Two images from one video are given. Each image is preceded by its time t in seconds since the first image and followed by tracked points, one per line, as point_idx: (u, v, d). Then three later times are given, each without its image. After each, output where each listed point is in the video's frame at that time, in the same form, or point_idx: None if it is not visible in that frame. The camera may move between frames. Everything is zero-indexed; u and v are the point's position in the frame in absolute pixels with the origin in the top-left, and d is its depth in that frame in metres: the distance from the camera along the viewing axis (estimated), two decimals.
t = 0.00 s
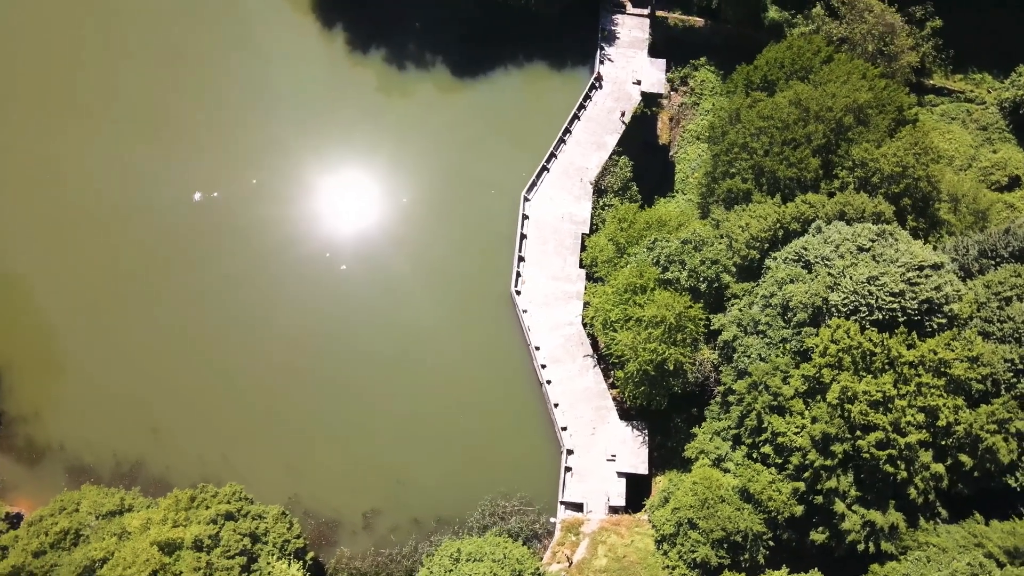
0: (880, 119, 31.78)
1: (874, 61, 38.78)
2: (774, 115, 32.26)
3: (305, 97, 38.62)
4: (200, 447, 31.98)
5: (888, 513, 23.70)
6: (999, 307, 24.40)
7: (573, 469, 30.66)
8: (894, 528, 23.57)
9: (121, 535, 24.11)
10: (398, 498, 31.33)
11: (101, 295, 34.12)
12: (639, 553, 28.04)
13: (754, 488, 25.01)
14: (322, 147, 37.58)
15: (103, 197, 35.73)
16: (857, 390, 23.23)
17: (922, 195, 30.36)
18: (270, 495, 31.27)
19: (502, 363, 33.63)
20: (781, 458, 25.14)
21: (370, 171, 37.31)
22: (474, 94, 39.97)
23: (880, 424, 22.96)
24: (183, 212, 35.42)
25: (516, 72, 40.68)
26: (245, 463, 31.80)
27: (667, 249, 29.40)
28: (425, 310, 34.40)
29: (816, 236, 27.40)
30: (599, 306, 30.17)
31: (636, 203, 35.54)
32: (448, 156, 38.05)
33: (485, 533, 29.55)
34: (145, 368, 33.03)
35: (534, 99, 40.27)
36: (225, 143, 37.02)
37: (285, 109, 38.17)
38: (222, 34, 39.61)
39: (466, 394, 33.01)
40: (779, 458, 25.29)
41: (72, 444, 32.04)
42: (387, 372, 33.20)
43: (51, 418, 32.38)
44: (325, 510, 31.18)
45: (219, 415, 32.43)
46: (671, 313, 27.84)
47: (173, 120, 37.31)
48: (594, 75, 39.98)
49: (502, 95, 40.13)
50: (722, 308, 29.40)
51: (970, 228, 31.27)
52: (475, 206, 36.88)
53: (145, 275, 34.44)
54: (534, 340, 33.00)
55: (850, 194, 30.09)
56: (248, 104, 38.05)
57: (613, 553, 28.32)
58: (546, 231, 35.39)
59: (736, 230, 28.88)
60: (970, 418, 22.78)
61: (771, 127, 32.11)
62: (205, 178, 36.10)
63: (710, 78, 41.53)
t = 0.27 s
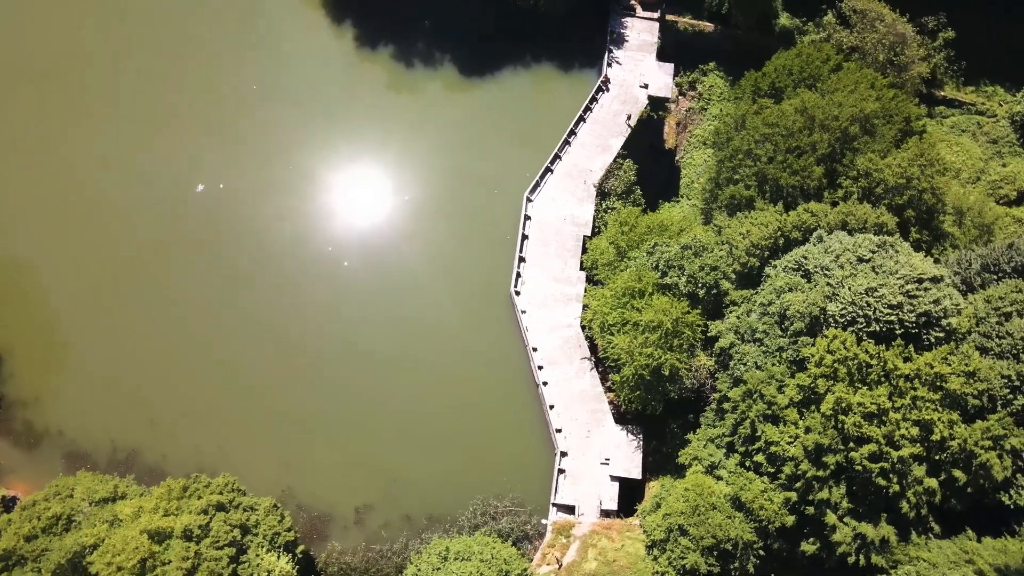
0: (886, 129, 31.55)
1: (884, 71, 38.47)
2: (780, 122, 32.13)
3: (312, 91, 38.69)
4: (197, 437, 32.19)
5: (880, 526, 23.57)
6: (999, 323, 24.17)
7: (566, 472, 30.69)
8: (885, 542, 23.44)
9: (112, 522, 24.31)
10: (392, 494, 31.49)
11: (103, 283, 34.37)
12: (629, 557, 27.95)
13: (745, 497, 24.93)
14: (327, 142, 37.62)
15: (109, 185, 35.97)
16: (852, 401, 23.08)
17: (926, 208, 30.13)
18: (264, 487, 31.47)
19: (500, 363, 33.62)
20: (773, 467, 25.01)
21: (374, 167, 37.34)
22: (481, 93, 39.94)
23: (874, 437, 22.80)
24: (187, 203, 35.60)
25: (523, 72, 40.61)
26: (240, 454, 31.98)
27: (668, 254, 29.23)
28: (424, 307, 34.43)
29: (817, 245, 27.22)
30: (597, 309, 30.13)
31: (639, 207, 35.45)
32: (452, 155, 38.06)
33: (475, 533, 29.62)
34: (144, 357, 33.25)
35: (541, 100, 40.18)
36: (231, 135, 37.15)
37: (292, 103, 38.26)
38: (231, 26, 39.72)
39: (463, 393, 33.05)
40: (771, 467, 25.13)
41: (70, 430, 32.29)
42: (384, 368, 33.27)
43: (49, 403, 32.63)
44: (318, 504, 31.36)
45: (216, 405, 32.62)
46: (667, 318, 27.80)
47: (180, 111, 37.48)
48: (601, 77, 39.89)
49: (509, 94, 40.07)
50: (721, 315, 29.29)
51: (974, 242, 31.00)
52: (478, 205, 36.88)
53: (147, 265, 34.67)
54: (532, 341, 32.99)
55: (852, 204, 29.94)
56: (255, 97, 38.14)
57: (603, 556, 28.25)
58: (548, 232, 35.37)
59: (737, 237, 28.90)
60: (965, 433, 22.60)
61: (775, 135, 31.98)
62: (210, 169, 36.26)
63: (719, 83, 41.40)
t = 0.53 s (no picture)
0: (892, 140, 31.34)
1: (892, 82, 38.22)
2: (784, 129, 32.03)
3: (319, 87, 38.79)
4: (193, 427, 32.38)
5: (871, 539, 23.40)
6: (998, 338, 23.91)
7: (559, 474, 30.66)
8: (876, 555, 23.23)
9: (104, 510, 24.42)
10: (385, 491, 31.60)
11: (106, 272, 34.62)
12: (619, 561, 27.87)
13: (737, 505, 24.80)
14: (332, 137, 37.68)
15: (115, 175, 36.22)
16: (846, 412, 22.96)
17: (929, 220, 29.88)
18: (258, 479, 31.63)
19: (498, 363, 33.65)
20: (766, 476, 24.88)
21: (378, 164, 37.38)
22: (487, 92, 39.94)
23: (867, 449, 22.64)
24: (192, 195, 35.82)
25: (531, 72, 40.59)
26: (236, 446, 32.14)
27: (667, 259, 29.22)
28: (423, 305, 34.47)
29: (817, 254, 27.04)
30: (594, 312, 30.10)
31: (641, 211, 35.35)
32: (457, 153, 38.08)
33: (465, 531, 29.72)
34: (145, 346, 33.47)
35: (547, 101, 40.15)
36: (238, 128, 37.33)
37: (298, 97, 38.36)
38: (242, 20, 39.89)
39: (459, 392, 33.10)
40: (764, 476, 25.05)
41: (68, 417, 32.53)
42: (382, 365, 33.35)
43: (49, 389, 32.89)
44: (312, 498, 31.49)
45: (214, 397, 32.79)
46: (665, 323, 27.58)
47: (188, 103, 37.70)
48: (608, 80, 39.82)
49: (516, 95, 40.05)
50: (719, 321, 29.19)
51: (979, 255, 30.68)
52: (481, 205, 36.88)
53: (151, 254, 34.91)
54: (530, 342, 32.98)
55: (855, 214, 29.79)
56: (262, 91, 38.29)
57: (593, 560, 28.20)
58: (549, 234, 35.34)
59: (738, 244, 28.69)
60: (959, 448, 22.41)
61: (779, 142, 31.89)
62: (216, 162, 36.46)
63: (727, 89, 40.94)
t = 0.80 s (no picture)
0: (897, 150, 31.11)
1: (901, 92, 37.93)
2: (789, 137, 31.88)
3: (326, 82, 38.88)
4: (190, 418, 32.54)
5: (862, 552, 23.24)
6: (995, 354, 23.71)
7: (552, 475, 30.62)
8: (866, 568, 23.05)
9: (97, 497, 24.61)
10: (378, 487, 31.69)
11: (109, 260, 34.83)
12: (608, 565, 27.99)
13: (729, 513, 24.67)
14: (337, 132, 37.72)
15: (121, 165, 36.45)
16: (839, 423, 22.83)
17: (932, 232, 29.69)
18: (252, 471, 31.77)
19: (495, 363, 33.65)
20: (758, 484, 24.79)
21: (382, 161, 37.41)
22: (493, 92, 39.90)
23: (860, 461, 22.50)
24: (196, 186, 36.01)
25: (538, 73, 40.53)
26: (230, 437, 32.31)
27: (667, 264, 29.17)
28: (422, 303, 34.48)
29: (816, 264, 26.90)
30: (592, 315, 30.06)
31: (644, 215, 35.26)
32: (461, 152, 38.08)
33: (456, 530, 29.65)
34: (144, 335, 33.66)
35: (553, 102, 40.06)
36: (244, 121, 37.47)
37: (305, 92, 38.47)
38: (252, 14, 40.06)
39: (455, 391, 33.13)
40: (755, 484, 24.96)
41: (67, 403, 32.75)
42: (379, 361, 33.42)
43: (49, 375, 33.13)
44: (305, 492, 31.61)
45: (211, 388, 32.95)
46: (661, 328, 27.66)
47: (195, 95, 37.87)
48: (615, 83, 39.67)
49: (522, 95, 40.00)
50: (716, 328, 29.10)
51: (981, 269, 30.42)
52: (483, 204, 36.87)
53: (153, 244, 35.09)
54: (527, 343, 32.94)
55: (856, 224, 29.64)
56: (270, 86, 38.42)
57: (583, 563, 28.24)
58: (551, 235, 35.28)
59: (737, 251, 28.54)
60: (952, 462, 22.25)
61: (783, 150, 31.73)
62: (221, 155, 36.62)
63: (735, 95, 41.11)
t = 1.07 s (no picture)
0: (903, 161, 30.84)
1: (910, 103, 37.63)
2: (793, 145, 31.70)
3: (334, 78, 38.97)
4: (187, 408, 32.72)
5: (851, 564, 23.10)
6: (994, 369, 23.46)
7: (545, 477, 30.64)
8: None
9: (90, 484, 24.73)
10: (371, 483, 31.77)
11: (112, 249, 35.07)
12: (598, 569, 28.04)
13: (719, 520, 24.55)
14: (343, 128, 37.79)
15: (128, 154, 36.69)
16: (832, 434, 22.70)
17: (934, 245, 29.48)
18: (246, 463, 31.95)
19: (492, 362, 33.67)
20: (749, 493, 24.69)
21: (386, 157, 37.46)
22: (500, 91, 39.86)
23: (852, 473, 22.37)
24: (201, 179, 36.24)
25: (545, 74, 40.49)
26: (226, 428, 32.48)
27: (666, 268, 29.02)
28: (421, 301, 34.54)
29: (816, 273, 26.74)
30: (590, 318, 30.01)
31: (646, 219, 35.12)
32: (465, 151, 38.09)
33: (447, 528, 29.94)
34: (145, 325, 33.89)
35: (560, 104, 40.01)
36: (251, 114, 37.65)
37: (312, 87, 38.56)
38: (262, 8, 40.22)
39: (451, 390, 33.17)
40: (747, 492, 24.87)
41: (66, 389, 33.02)
42: (377, 358, 33.51)
43: (50, 362, 33.40)
44: (298, 485, 31.72)
45: (209, 379, 33.12)
46: (658, 333, 27.52)
47: (203, 87, 38.09)
48: (622, 86, 39.58)
49: (529, 96, 39.96)
50: (714, 334, 28.99)
51: (984, 284, 30.15)
52: (485, 203, 36.84)
53: (157, 235, 35.30)
54: (525, 344, 32.92)
55: (858, 235, 29.47)
56: (278, 80, 38.59)
57: (572, 565, 28.35)
58: (552, 236, 35.25)
59: (737, 257, 28.40)
60: (945, 477, 22.07)
61: (787, 157, 31.58)
62: (226, 147, 36.83)
63: (743, 101, 40.63)
